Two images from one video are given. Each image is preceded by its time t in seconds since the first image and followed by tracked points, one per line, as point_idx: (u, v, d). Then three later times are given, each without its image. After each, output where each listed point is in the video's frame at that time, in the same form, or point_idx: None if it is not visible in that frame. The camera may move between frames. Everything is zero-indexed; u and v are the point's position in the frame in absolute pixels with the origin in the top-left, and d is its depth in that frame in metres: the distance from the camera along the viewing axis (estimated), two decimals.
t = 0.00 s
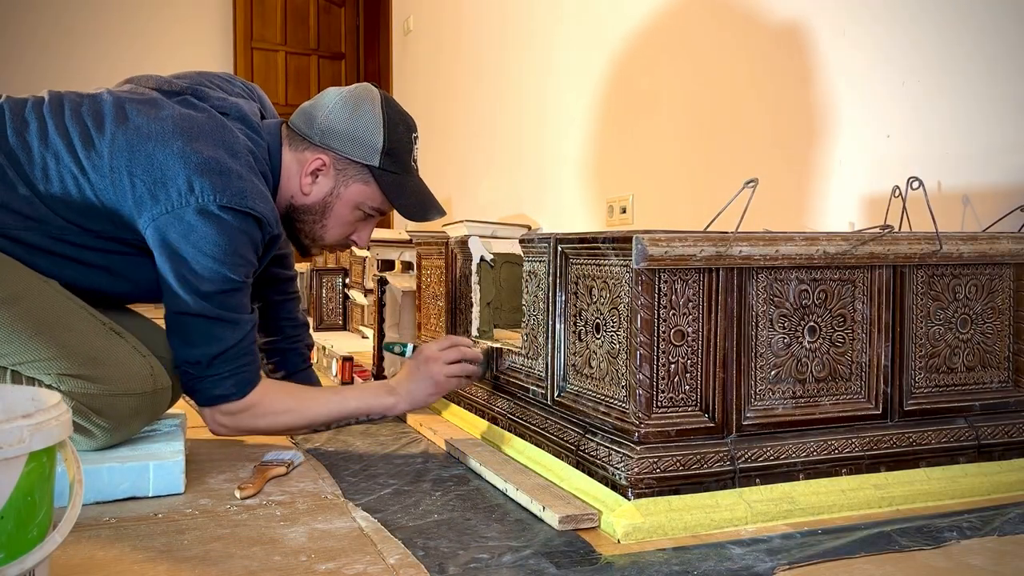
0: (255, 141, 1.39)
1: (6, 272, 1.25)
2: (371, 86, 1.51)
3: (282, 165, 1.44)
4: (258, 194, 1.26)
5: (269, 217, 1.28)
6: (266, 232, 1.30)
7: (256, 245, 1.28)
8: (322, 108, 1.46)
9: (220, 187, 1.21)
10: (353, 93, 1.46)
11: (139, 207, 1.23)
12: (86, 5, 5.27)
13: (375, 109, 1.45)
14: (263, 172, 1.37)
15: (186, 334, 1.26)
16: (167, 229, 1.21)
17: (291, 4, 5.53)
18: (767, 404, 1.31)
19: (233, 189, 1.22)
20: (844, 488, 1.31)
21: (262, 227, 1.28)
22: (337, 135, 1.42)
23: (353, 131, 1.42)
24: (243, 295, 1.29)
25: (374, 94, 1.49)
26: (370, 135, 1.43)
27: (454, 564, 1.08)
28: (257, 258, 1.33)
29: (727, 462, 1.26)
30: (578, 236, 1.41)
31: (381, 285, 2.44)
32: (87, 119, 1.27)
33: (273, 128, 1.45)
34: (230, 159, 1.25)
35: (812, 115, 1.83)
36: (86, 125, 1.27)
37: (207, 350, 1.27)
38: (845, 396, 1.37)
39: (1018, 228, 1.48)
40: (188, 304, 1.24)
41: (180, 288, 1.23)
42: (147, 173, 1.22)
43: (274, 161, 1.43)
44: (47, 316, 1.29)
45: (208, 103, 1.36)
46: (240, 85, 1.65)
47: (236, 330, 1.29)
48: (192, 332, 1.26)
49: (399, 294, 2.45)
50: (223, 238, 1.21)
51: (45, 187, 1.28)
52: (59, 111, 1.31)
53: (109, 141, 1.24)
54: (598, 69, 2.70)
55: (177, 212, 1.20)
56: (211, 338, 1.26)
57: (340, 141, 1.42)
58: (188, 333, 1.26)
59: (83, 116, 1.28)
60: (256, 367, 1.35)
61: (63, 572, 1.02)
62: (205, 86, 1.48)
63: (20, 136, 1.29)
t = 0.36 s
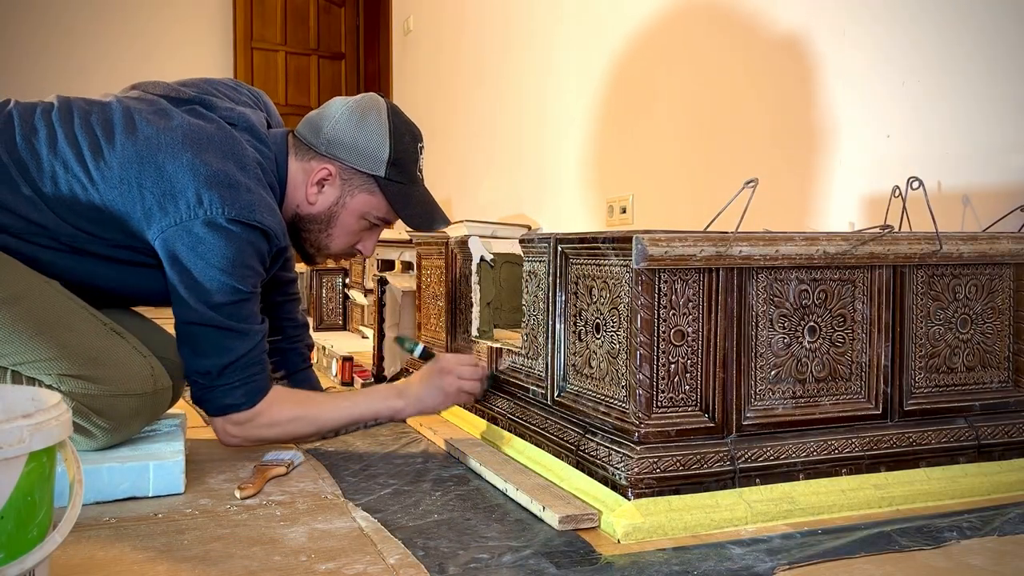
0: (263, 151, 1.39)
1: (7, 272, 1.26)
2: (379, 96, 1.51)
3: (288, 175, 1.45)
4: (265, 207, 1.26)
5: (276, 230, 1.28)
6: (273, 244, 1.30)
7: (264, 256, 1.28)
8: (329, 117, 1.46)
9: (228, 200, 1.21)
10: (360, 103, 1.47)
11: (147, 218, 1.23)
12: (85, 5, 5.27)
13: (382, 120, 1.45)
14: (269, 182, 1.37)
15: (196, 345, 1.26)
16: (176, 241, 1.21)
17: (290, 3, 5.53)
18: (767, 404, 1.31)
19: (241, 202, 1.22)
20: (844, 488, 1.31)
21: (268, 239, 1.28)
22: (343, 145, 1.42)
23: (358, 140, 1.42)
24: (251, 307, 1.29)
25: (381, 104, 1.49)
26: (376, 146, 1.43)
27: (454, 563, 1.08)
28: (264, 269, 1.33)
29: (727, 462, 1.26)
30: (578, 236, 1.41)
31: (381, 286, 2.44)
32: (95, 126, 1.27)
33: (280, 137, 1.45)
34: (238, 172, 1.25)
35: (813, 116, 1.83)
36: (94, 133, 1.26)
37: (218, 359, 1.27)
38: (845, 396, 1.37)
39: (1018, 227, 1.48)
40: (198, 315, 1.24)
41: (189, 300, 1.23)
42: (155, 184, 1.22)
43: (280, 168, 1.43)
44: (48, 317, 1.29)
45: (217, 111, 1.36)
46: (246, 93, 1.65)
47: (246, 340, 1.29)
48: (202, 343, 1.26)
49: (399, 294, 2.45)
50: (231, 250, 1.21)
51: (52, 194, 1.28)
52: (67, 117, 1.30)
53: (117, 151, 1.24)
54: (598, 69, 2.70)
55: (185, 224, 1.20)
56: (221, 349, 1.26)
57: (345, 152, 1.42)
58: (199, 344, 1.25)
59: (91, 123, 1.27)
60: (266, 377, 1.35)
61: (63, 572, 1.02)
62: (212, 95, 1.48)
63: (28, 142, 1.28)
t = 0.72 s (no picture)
0: (264, 147, 1.39)
1: (6, 272, 1.26)
2: (377, 91, 1.51)
3: (289, 171, 1.44)
4: (268, 202, 1.26)
5: (279, 224, 1.28)
6: (276, 239, 1.30)
7: (268, 250, 1.28)
8: (327, 113, 1.46)
9: (230, 195, 1.21)
10: (358, 98, 1.46)
11: (151, 216, 1.23)
12: (86, 4, 5.26)
13: (380, 114, 1.46)
14: (272, 178, 1.37)
15: (203, 341, 1.26)
16: (180, 238, 1.21)
17: (291, 3, 5.53)
18: (767, 404, 1.31)
19: (244, 197, 1.22)
20: (844, 488, 1.31)
21: (272, 234, 1.28)
22: (343, 140, 1.42)
23: (359, 135, 1.42)
24: (257, 301, 1.29)
25: (380, 98, 1.49)
26: (375, 140, 1.43)
27: (453, 564, 1.08)
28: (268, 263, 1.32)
29: (727, 462, 1.26)
30: (578, 236, 1.41)
31: (381, 285, 2.44)
32: (96, 128, 1.27)
33: (280, 134, 1.45)
34: (239, 168, 1.25)
35: (813, 115, 1.83)
36: (95, 134, 1.26)
37: (227, 354, 1.27)
38: (845, 396, 1.37)
39: (1018, 227, 1.48)
40: (203, 311, 1.23)
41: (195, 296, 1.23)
42: (157, 182, 1.22)
43: (280, 165, 1.43)
44: (48, 316, 1.29)
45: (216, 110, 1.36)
46: (245, 92, 1.65)
47: (254, 334, 1.29)
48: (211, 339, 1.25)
49: (399, 294, 2.45)
50: (235, 245, 1.21)
51: (55, 196, 1.28)
52: (67, 120, 1.30)
53: (118, 150, 1.23)
54: (598, 69, 2.70)
55: (188, 221, 1.20)
56: (228, 343, 1.27)
57: (345, 147, 1.42)
58: (206, 339, 1.25)
59: (92, 124, 1.27)
60: (273, 370, 1.35)
61: (63, 572, 1.02)
62: (212, 95, 1.48)
63: (29, 145, 1.28)
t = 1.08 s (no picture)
0: (270, 146, 1.39)
1: (7, 272, 1.25)
2: (378, 86, 1.51)
3: (295, 170, 1.44)
4: (274, 202, 1.26)
5: (284, 224, 1.28)
6: (280, 239, 1.30)
7: (269, 251, 1.28)
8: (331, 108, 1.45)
9: (237, 195, 1.21)
10: (360, 93, 1.46)
11: (156, 213, 1.23)
12: (86, 5, 5.26)
13: (384, 108, 1.46)
14: (279, 177, 1.36)
15: (189, 337, 1.26)
16: (183, 234, 1.21)
17: (290, 3, 5.53)
18: (767, 404, 1.31)
19: (251, 197, 1.22)
20: (844, 488, 1.31)
21: (275, 234, 1.28)
22: (349, 135, 1.42)
23: (365, 130, 1.42)
24: (252, 302, 1.29)
25: (381, 93, 1.49)
26: (381, 134, 1.43)
27: (454, 564, 1.08)
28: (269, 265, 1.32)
29: (727, 462, 1.26)
30: (578, 236, 1.41)
31: (381, 286, 2.43)
32: (103, 125, 1.27)
33: (284, 131, 1.45)
34: (246, 167, 1.25)
35: (813, 116, 1.83)
36: (101, 132, 1.26)
37: (208, 352, 1.26)
38: (845, 396, 1.37)
39: (1017, 227, 1.48)
40: (201, 308, 1.23)
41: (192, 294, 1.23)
42: (164, 179, 1.22)
43: (286, 161, 1.43)
44: (48, 316, 1.29)
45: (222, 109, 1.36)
46: (247, 91, 1.64)
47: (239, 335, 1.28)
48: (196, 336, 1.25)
49: (399, 294, 2.44)
50: (238, 244, 1.21)
51: (60, 193, 1.27)
52: (75, 116, 1.30)
53: (126, 147, 1.24)
54: (597, 69, 2.70)
55: (194, 219, 1.20)
56: (215, 342, 1.26)
57: (352, 142, 1.41)
58: (198, 337, 1.25)
59: (100, 121, 1.28)
60: (249, 373, 1.34)
61: (62, 572, 1.02)
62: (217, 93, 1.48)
63: (34, 141, 1.28)
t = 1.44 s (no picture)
0: (274, 152, 1.39)
1: (6, 272, 1.25)
2: (373, 83, 1.51)
3: (296, 172, 1.44)
4: (281, 210, 1.26)
5: (291, 231, 1.28)
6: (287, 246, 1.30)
7: (278, 259, 1.28)
8: (328, 107, 1.45)
9: (247, 205, 1.21)
10: (356, 91, 1.46)
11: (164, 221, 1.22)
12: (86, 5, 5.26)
13: (381, 104, 1.46)
14: (282, 183, 1.37)
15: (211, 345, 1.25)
16: (193, 244, 1.20)
17: (291, 3, 5.53)
18: (767, 405, 1.31)
19: (260, 206, 1.22)
20: (844, 488, 1.31)
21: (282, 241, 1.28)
22: (349, 131, 1.42)
23: (364, 126, 1.42)
24: (261, 308, 1.30)
25: (376, 90, 1.49)
26: (381, 129, 1.43)
27: (453, 564, 1.08)
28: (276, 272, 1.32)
29: (727, 462, 1.26)
30: (578, 236, 1.41)
31: (381, 286, 2.43)
32: (109, 132, 1.27)
33: (285, 133, 1.45)
34: (253, 175, 1.25)
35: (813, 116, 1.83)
36: (108, 138, 1.26)
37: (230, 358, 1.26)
38: (845, 396, 1.37)
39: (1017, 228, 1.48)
40: (214, 317, 1.23)
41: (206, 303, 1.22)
42: (172, 188, 1.21)
43: (289, 164, 1.42)
44: (51, 316, 1.29)
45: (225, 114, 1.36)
46: (247, 94, 1.64)
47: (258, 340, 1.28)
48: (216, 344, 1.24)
49: (399, 294, 2.44)
50: (250, 252, 1.21)
51: (65, 197, 1.27)
52: (80, 123, 1.30)
53: (133, 156, 1.24)
54: (598, 68, 2.70)
55: (204, 228, 1.20)
56: (235, 348, 1.26)
57: (353, 138, 1.41)
58: (218, 345, 1.25)
59: (106, 128, 1.27)
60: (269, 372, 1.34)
61: (62, 572, 1.02)
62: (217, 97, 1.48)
63: (39, 146, 1.28)
